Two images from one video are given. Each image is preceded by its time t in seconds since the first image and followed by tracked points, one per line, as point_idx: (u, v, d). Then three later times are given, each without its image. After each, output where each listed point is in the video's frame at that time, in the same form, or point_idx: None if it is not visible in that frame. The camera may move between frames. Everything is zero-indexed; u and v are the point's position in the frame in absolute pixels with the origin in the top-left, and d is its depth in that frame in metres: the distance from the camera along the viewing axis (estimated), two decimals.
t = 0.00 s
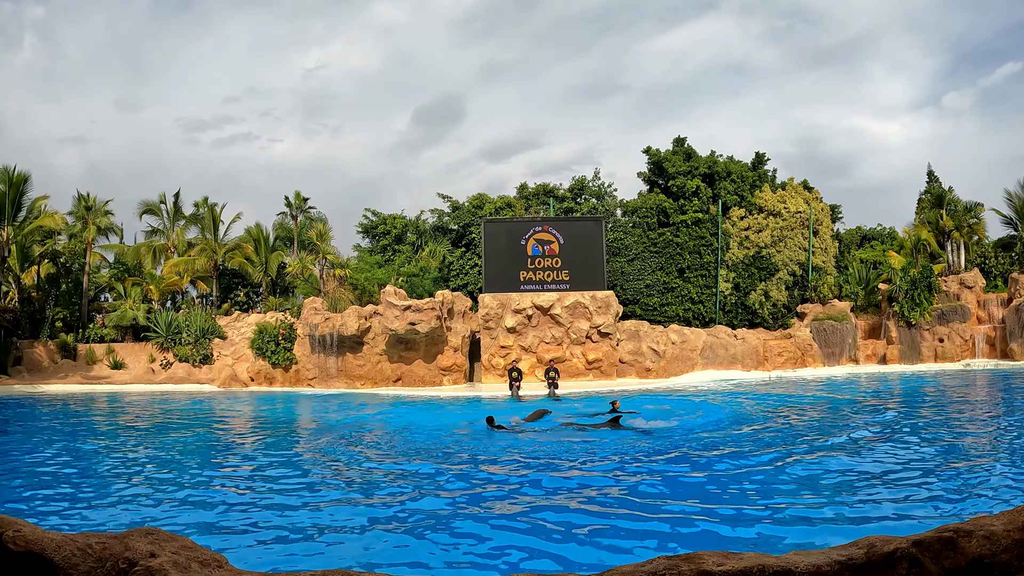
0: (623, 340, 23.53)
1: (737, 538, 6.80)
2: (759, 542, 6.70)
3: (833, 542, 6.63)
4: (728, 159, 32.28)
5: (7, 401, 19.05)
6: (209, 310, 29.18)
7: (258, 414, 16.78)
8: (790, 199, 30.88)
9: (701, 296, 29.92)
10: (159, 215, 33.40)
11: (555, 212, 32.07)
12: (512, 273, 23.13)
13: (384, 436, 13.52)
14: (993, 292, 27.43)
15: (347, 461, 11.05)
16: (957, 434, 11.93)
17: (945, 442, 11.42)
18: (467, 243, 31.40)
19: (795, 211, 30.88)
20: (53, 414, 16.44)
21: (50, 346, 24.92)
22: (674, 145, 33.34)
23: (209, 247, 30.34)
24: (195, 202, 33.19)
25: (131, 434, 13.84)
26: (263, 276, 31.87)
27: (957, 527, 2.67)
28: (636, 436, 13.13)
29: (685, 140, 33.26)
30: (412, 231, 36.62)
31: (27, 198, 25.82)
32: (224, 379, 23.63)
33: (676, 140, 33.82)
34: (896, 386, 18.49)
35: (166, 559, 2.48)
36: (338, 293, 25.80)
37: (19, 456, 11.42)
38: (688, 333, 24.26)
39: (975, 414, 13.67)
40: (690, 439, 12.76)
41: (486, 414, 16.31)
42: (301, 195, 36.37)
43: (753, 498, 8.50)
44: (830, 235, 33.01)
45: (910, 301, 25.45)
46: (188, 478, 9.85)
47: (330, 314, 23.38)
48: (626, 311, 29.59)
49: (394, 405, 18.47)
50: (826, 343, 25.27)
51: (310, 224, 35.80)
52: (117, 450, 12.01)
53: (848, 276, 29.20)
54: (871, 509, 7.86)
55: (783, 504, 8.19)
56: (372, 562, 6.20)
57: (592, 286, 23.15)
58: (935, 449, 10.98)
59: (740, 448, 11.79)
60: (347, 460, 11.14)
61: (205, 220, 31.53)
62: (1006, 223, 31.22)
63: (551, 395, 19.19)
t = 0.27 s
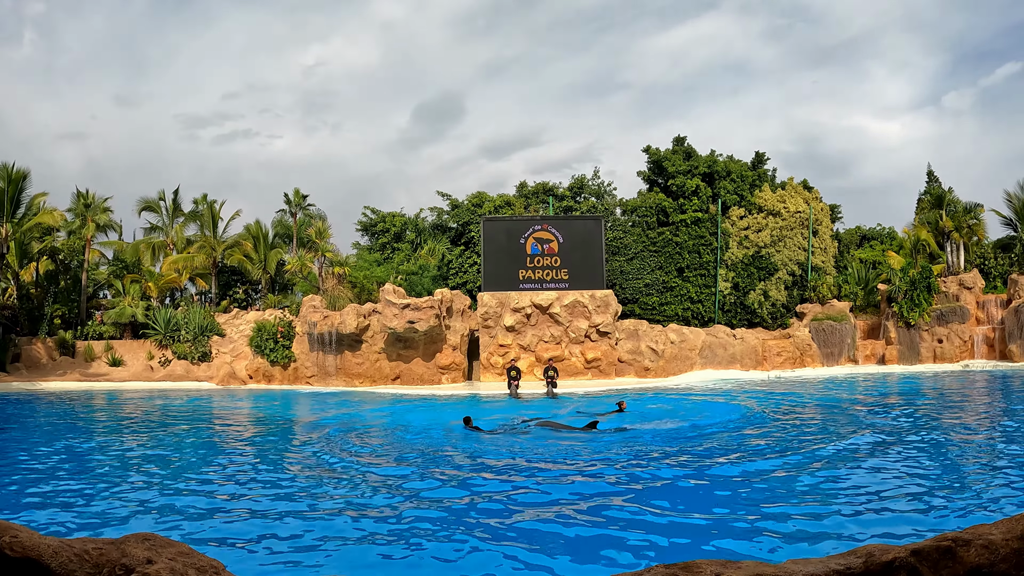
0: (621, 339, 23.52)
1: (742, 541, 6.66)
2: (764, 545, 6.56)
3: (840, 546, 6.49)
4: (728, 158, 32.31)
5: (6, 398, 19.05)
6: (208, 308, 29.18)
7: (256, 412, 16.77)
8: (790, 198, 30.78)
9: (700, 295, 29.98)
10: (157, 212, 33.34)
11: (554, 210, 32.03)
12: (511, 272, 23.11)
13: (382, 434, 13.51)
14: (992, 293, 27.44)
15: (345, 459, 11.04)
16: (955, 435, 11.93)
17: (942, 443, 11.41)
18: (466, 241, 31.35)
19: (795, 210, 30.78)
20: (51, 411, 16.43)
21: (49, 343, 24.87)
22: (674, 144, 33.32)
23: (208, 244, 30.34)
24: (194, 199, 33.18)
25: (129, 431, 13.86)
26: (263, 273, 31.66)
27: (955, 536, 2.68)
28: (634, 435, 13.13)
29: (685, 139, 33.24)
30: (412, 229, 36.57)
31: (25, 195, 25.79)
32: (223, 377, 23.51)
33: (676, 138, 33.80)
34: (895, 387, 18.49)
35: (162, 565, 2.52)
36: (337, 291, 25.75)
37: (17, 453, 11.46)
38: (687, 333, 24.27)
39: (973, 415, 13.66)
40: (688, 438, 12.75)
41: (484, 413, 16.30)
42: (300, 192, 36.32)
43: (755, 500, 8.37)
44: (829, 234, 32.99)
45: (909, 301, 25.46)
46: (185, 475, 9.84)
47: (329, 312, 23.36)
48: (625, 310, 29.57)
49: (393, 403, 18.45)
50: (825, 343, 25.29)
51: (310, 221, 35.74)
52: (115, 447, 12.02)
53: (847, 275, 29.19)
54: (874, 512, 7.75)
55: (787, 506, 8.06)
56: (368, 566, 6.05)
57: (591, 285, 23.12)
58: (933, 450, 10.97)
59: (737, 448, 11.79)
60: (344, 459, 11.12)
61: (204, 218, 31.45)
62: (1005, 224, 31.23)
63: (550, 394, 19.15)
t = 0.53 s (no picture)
0: (621, 338, 23.50)
1: (747, 544, 6.59)
2: (769, 547, 6.49)
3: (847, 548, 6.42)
4: (728, 157, 32.34)
5: (5, 395, 19.03)
6: (207, 305, 29.17)
7: (255, 410, 16.77)
8: (790, 199, 30.81)
9: (700, 294, 29.92)
10: (157, 208, 33.28)
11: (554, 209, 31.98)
12: (511, 270, 23.10)
13: (381, 432, 13.50)
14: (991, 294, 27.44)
15: (344, 457, 11.03)
16: (954, 436, 11.93)
17: (942, 444, 11.42)
18: (466, 239, 31.31)
19: (795, 210, 30.81)
20: (50, 409, 16.39)
21: (48, 340, 24.87)
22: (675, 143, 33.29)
23: (207, 241, 30.33)
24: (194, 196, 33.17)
25: (128, 428, 13.84)
26: (262, 270, 31.72)
27: (955, 541, 2.68)
28: (633, 434, 13.14)
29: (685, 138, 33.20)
30: (411, 227, 36.56)
31: (25, 192, 25.75)
32: (223, 374, 23.45)
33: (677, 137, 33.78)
34: (895, 388, 18.50)
35: (160, 568, 2.53)
36: (337, 288, 25.72)
37: (17, 449, 11.48)
38: (686, 332, 24.26)
39: (971, 416, 13.68)
40: (687, 437, 12.75)
41: (484, 411, 16.29)
42: (300, 189, 36.29)
43: (759, 501, 8.30)
44: (829, 234, 32.97)
45: (909, 302, 25.46)
46: (184, 473, 9.83)
47: (328, 310, 23.34)
48: (625, 309, 29.53)
49: (392, 402, 18.44)
50: (824, 344, 25.29)
51: (309, 218, 35.70)
52: (115, 444, 12.02)
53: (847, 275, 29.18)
54: (879, 513, 7.69)
55: (790, 508, 7.99)
56: (370, 567, 5.97)
57: (590, 284, 23.11)
58: (932, 450, 10.98)
59: (736, 448, 11.81)
60: (344, 456, 11.11)
61: (204, 215, 31.39)
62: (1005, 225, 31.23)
63: (550, 393, 19.12)
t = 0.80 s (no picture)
0: (622, 338, 23.49)
1: (751, 545, 6.55)
2: (774, 549, 6.46)
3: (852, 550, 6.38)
4: (730, 156, 32.34)
5: (6, 392, 19.09)
6: (208, 303, 29.19)
7: (256, 407, 16.80)
8: (792, 198, 30.81)
9: (701, 294, 29.93)
10: (158, 206, 33.31)
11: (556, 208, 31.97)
12: (512, 268, 23.11)
13: (382, 430, 13.51)
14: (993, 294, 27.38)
15: (345, 455, 11.05)
16: (955, 437, 11.92)
17: (942, 444, 11.40)
18: (467, 237, 31.31)
19: (797, 210, 30.85)
20: (51, 406, 16.43)
21: (49, 337, 24.94)
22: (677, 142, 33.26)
23: (209, 239, 30.25)
24: (195, 194, 33.18)
25: (129, 426, 13.87)
26: (263, 268, 31.84)
27: (956, 542, 2.68)
28: (634, 433, 13.14)
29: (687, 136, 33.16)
30: (413, 225, 36.64)
31: (26, 189, 25.79)
32: (223, 372, 23.50)
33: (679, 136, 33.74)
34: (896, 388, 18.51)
35: (161, 567, 2.54)
36: (338, 286, 25.75)
37: (18, 446, 11.52)
38: (687, 331, 24.22)
39: (973, 416, 13.65)
40: (688, 437, 12.75)
41: (484, 410, 16.30)
42: (301, 187, 36.33)
43: (762, 502, 8.28)
44: (831, 234, 32.92)
45: (910, 302, 25.45)
46: (184, 470, 9.85)
47: (330, 308, 23.36)
48: (627, 308, 29.48)
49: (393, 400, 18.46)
50: (825, 343, 25.30)
51: (310, 216, 35.71)
52: (116, 442, 12.05)
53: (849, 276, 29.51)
54: (882, 514, 7.67)
55: (794, 508, 7.96)
56: (373, 567, 5.94)
57: (592, 283, 23.12)
58: (933, 451, 10.96)
59: (737, 447, 11.80)
60: (344, 455, 11.13)
61: (205, 212, 31.43)
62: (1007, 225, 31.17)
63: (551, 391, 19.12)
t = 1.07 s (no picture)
0: (624, 336, 23.48)
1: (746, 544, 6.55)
2: (768, 548, 6.45)
3: (848, 549, 6.37)
4: (732, 155, 32.42)
5: (7, 388, 19.15)
6: (210, 300, 29.22)
7: (257, 405, 16.85)
8: (794, 198, 30.81)
9: (703, 292, 29.76)
10: (160, 203, 33.35)
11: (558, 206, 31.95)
12: (514, 267, 23.13)
13: (382, 428, 13.54)
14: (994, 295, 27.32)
15: (345, 453, 11.08)
16: (956, 437, 11.89)
17: (943, 444, 11.38)
18: (469, 235, 31.33)
19: (799, 209, 30.80)
20: (52, 402, 16.48)
21: (51, 334, 25.04)
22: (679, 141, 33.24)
23: (211, 237, 30.22)
24: (197, 192, 33.22)
25: (130, 423, 13.92)
26: (265, 266, 31.94)
27: (957, 542, 2.69)
28: (634, 432, 13.14)
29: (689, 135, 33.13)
30: (414, 224, 36.80)
31: (28, 186, 25.83)
32: (225, 369, 23.58)
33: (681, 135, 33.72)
34: (896, 387, 18.51)
35: (164, 562, 2.56)
36: (340, 284, 25.78)
37: (20, 443, 11.59)
38: (689, 330, 24.20)
39: (974, 417, 13.62)
40: (688, 436, 12.75)
41: (485, 408, 16.32)
42: (304, 185, 36.40)
43: (759, 501, 8.31)
44: (833, 234, 32.88)
45: (911, 302, 25.41)
46: (185, 467, 9.89)
47: (331, 306, 23.39)
48: (628, 306, 29.45)
49: (393, 398, 18.49)
50: (826, 343, 25.31)
51: (312, 214, 35.72)
52: (118, 438, 12.11)
53: (850, 276, 29.89)
54: (878, 514, 7.66)
55: (792, 508, 7.97)
56: (370, 564, 5.96)
57: (593, 281, 23.17)
58: (933, 451, 10.94)
59: (736, 447, 11.80)
60: (345, 453, 11.16)
61: (207, 210, 31.46)
62: (1010, 225, 31.12)
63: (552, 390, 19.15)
